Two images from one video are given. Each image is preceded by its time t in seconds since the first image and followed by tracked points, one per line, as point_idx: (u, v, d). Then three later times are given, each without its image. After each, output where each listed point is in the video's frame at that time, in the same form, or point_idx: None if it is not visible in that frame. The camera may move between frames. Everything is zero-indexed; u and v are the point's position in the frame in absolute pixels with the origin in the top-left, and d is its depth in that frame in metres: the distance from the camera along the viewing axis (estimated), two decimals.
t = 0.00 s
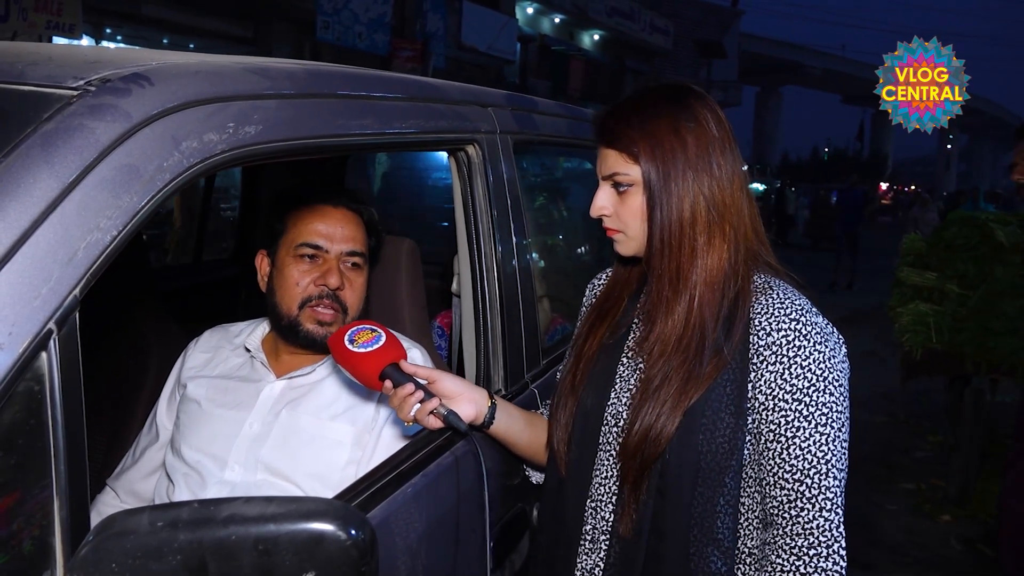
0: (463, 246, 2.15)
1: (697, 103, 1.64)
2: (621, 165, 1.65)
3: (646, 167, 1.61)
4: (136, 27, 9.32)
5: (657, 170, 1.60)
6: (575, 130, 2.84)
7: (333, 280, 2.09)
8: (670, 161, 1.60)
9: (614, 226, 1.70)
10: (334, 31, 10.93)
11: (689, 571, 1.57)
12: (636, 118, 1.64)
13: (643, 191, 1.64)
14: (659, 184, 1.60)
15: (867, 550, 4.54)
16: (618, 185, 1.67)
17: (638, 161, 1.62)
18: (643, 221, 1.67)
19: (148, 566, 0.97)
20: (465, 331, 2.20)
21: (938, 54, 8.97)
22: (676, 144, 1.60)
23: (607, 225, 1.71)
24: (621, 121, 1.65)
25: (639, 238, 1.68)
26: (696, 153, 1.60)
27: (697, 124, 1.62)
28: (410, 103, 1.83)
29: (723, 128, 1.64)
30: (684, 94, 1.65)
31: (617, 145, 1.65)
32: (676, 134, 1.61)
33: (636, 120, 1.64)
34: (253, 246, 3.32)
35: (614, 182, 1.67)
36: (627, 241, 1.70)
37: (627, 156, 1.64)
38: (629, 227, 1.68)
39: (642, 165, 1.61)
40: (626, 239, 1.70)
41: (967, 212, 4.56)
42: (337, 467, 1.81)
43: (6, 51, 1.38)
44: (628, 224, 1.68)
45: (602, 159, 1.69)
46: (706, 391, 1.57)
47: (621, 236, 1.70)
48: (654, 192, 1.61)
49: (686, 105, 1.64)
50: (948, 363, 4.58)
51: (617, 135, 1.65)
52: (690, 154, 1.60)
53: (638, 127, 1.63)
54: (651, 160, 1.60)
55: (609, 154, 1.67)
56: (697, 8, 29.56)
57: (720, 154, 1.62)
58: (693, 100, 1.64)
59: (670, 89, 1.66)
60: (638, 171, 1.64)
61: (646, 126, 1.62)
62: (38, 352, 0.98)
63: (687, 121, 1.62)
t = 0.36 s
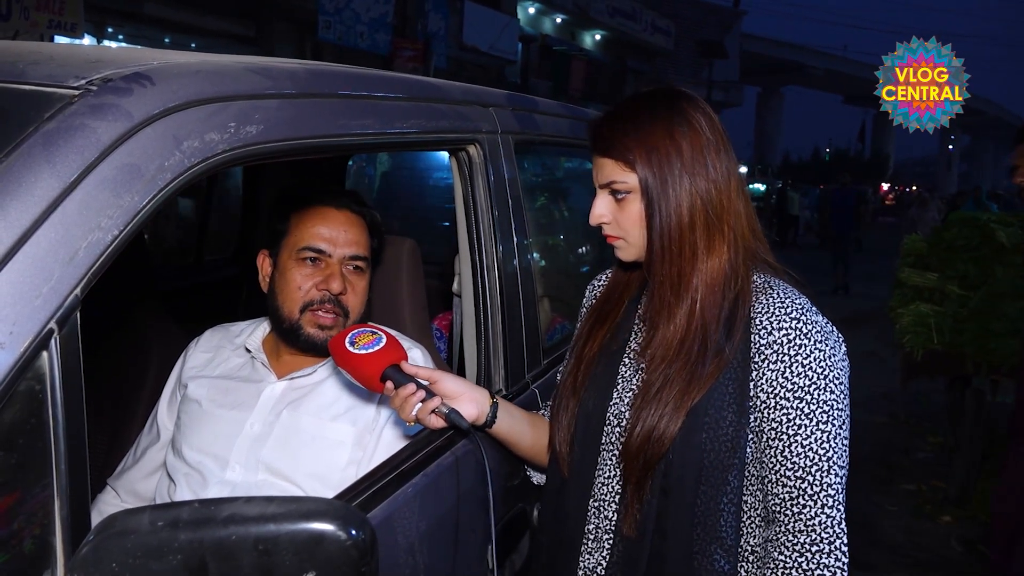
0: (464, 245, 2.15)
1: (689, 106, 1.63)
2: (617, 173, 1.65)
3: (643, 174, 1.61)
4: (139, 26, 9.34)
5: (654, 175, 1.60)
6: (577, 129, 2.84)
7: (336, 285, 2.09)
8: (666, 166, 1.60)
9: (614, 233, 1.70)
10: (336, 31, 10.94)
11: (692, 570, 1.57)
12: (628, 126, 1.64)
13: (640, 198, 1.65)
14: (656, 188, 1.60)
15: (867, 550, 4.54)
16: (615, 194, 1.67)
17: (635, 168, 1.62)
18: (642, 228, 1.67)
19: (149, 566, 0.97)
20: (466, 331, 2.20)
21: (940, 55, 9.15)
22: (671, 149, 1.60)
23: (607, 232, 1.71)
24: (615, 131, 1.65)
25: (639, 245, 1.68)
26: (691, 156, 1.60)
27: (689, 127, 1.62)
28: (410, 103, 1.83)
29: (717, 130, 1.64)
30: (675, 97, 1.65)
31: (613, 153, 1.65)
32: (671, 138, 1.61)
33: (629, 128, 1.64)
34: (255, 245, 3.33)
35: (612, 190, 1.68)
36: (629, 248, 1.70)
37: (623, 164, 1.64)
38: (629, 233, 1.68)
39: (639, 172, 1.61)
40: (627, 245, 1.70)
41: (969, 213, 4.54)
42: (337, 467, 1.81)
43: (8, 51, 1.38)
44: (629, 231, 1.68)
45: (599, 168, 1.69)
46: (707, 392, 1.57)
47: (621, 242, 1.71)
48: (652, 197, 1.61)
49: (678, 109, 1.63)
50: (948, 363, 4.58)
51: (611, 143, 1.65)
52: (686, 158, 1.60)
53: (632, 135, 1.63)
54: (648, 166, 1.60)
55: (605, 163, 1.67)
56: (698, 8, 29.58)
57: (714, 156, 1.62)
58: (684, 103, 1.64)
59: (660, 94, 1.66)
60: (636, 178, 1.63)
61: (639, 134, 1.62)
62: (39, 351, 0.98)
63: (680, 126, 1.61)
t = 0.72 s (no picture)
0: (464, 244, 2.15)
1: (705, 106, 1.63)
2: (623, 156, 1.65)
3: (649, 162, 1.61)
4: (140, 25, 9.34)
5: (659, 165, 1.61)
6: (577, 129, 2.84)
7: (333, 286, 2.09)
8: (672, 159, 1.60)
9: (608, 216, 1.70)
10: (336, 31, 10.94)
11: (693, 567, 1.56)
12: (641, 114, 1.64)
13: (641, 184, 1.64)
14: (659, 181, 1.61)
15: (868, 550, 4.53)
16: (617, 176, 1.66)
17: (641, 154, 1.63)
18: (639, 214, 1.67)
19: (147, 564, 0.96)
20: (466, 331, 2.20)
21: (940, 56, 9.16)
22: (680, 143, 1.60)
23: (602, 215, 1.71)
24: (630, 111, 1.66)
25: (633, 231, 1.68)
26: (699, 154, 1.60)
27: (702, 125, 1.62)
28: (411, 101, 1.83)
29: (726, 132, 1.64)
30: (691, 95, 1.64)
31: (622, 137, 1.65)
32: (682, 132, 1.61)
33: (643, 116, 1.64)
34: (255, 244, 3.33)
35: (614, 172, 1.67)
36: (621, 233, 1.70)
37: (630, 148, 1.64)
38: (623, 218, 1.68)
39: (645, 159, 1.62)
40: (620, 230, 1.70)
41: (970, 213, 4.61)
42: (337, 467, 1.81)
43: (9, 49, 1.38)
44: (623, 215, 1.68)
45: (604, 150, 1.69)
46: (706, 391, 1.56)
47: (614, 227, 1.70)
48: (654, 188, 1.61)
49: (693, 106, 1.63)
50: (948, 364, 4.58)
51: (620, 128, 1.66)
52: (693, 155, 1.60)
53: (645, 122, 1.63)
54: (653, 155, 1.61)
55: (613, 145, 1.67)
56: (699, 8, 29.58)
57: (722, 157, 1.61)
58: (697, 100, 1.64)
59: (674, 91, 1.65)
60: (640, 164, 1.64)
61: (651, 124, 1.62)
62: (39, 348, 0.98)
63: (692, 122, 1.61)
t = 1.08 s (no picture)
0: (463, 243, 2.15)
1: (702, 108, 1.62)
2: (620, 159, 1.65)
3: (644, 165, 1.61)
4: (141, 25, 9.35)
5: (655, 168, 1.60)
6: (577, 129, 2.84)
7: (334, 283, 2.08)
8: (669, 161, 1.59)
9: (607, 218, 1.70)
10: (336, 31, 10.95)
11: (694, 565, 1.56)
12: (638, 116, 1.64)
13: (638, 186, 1.64)
14: (656, 183, 1.60)
15: (868, 550, 4.53)
16: (615, 178, 1.66)
17: (638, 156, 1.62)
18: (637, 216, 1.66)
19: (146, 564, 0.96)
20: (466, 330, 2.19)
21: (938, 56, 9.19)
22: (677, 145, 1.60)
23: (600, 216, 1.71)
24: (625, 115, 1.65)
25: (631, 232, 1.68)
26: (694, 156, 1.60)
27: (699, 127, 1.61)
28: (410, 100, 1.83)
29: (725, 134, 1.63)
30: (688, 97, 1.63)
31: (619, 139, 1.65)
32: (679, 135, 1.60)
33: (639, 119, 1.63)
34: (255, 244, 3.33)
35: (612, 174, 1.67)
36: (620, 234, 1.70)
37: (626, 150, 1.64)
38: (621, 219, 1.68)
39: (642, 162, 1.61)
40: (617, 232, 1.70)
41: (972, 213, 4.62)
42: (337, 467, 1.81)
43: (7, 48, 1.38)
44: (621, 217, 1.68)
45: (603, 151, 1.69)
46: (705, 393, 1.56)
47: (613, 228, 1.70)
48: (650, 191, 1.61)
49: (690, 108, 1.62)
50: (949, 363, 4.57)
51: (618, 130, 1.65)
52: (689, 157, 1.59)
53: (640, 125, 1.63)
54: (650, 157, 1.61)
55: (610, 147, 1.67)
56: (699, 8, 29.60)
57: (719, 159, 1.61)
58: (696, 102, 1.63)
59: (671, 92, 1.64)
60: (637, 166, 1.63)
61: (647, 127, 1.62)
62: (37, 348, 0.98)
63: (689, 124, 1.61)
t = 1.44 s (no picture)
0: (462, 242, 2.14)
1: (707, 111, 1.62)
2: (623, 158, 1.65)
3: (649, 166, 1.61)
4: (140, 25, 9.35)
5: (659, 170, 1.60)
6: (575, 128, 2.83)
7: (333, 290, 2.07)
8: (673, 164, 1.59)
9: (608, 216, 1.70)
10: (334, 31, 10.95)
11: (696, 565, 1.56)
12: (643, 117, 1.64)
13: (641, 186, 1.64)
14: (659, 185, 1.60)
15: (868, 550, 4.53)
16: (618, 178, 1.66)
17: (642, 157, 1.62)
18: (639, 216, 1.67)
19: (144, 564, 0.96)
20: (465, 330, 2.19)
21: (938, 55, 9.27)
22: (681, 147, 1.60)
23: (601, 214, 1.72)
24: (630, 116, 1.65)
25: (632, 232, 1.68)
26: (698, 159, 1.60)
27: (704, 130, 1.61)
28: (408, 100, 1.82)
29: (729, 137, 1.63)
30: (694, 99, 1.64)
31: (623, 138, 1.65)
32: (683, 137, 1.60)
33: (644, 119, 1.63)
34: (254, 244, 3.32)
35: (615, 173, 1.67)
36: (620, 233, 1.70)
37: (630, 150, 1.64)
38: (623, 219, 1.68)
39: (645, 162, 1.61)
40: (618, 231, 1.70)
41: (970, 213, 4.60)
42: (336, 467, 1.83)
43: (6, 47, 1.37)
44: (623, 217, 1.68)
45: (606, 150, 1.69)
46: (707, 395, 1.56)
47: (613, 226, 1.70)
48: (654, 193, 1.61)
49: (695, 110, 1.62)
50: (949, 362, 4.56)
51: (622, 129, 1.65)
52: (693, 160, 1.59)
53: (646, 126, 1.62)
54: (654, 158, 1.60)
55: (615, 144, 1.66)
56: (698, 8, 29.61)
57: (722, 162, 1.61)
58: (701, 105, 1.63)
59: (677, 94, 1.64)
60: (641, 166, 1.63)
61: (651, 127, 1.62)
62: (34, 348, 0.98)
63: (694, 127, 1.61)
